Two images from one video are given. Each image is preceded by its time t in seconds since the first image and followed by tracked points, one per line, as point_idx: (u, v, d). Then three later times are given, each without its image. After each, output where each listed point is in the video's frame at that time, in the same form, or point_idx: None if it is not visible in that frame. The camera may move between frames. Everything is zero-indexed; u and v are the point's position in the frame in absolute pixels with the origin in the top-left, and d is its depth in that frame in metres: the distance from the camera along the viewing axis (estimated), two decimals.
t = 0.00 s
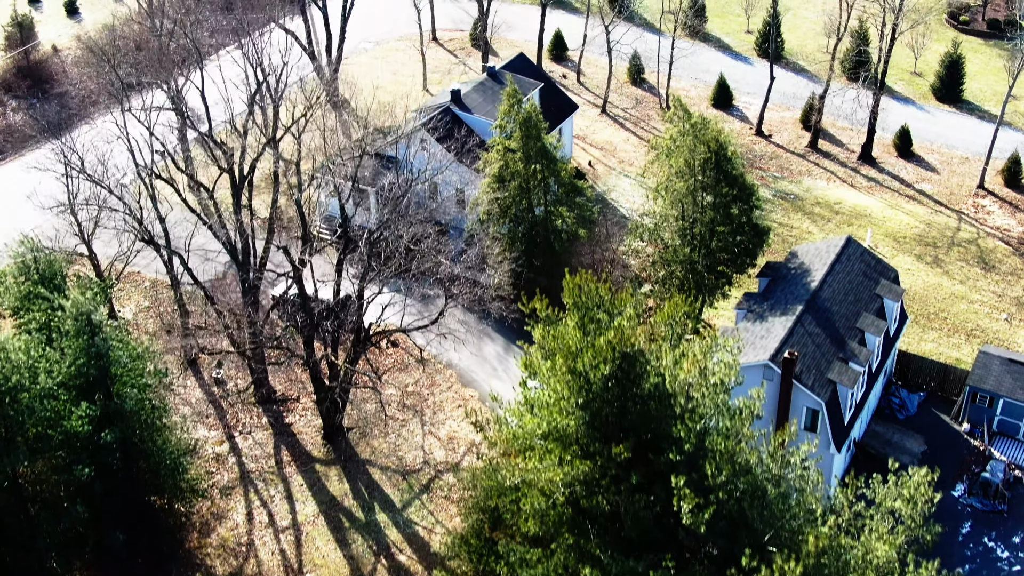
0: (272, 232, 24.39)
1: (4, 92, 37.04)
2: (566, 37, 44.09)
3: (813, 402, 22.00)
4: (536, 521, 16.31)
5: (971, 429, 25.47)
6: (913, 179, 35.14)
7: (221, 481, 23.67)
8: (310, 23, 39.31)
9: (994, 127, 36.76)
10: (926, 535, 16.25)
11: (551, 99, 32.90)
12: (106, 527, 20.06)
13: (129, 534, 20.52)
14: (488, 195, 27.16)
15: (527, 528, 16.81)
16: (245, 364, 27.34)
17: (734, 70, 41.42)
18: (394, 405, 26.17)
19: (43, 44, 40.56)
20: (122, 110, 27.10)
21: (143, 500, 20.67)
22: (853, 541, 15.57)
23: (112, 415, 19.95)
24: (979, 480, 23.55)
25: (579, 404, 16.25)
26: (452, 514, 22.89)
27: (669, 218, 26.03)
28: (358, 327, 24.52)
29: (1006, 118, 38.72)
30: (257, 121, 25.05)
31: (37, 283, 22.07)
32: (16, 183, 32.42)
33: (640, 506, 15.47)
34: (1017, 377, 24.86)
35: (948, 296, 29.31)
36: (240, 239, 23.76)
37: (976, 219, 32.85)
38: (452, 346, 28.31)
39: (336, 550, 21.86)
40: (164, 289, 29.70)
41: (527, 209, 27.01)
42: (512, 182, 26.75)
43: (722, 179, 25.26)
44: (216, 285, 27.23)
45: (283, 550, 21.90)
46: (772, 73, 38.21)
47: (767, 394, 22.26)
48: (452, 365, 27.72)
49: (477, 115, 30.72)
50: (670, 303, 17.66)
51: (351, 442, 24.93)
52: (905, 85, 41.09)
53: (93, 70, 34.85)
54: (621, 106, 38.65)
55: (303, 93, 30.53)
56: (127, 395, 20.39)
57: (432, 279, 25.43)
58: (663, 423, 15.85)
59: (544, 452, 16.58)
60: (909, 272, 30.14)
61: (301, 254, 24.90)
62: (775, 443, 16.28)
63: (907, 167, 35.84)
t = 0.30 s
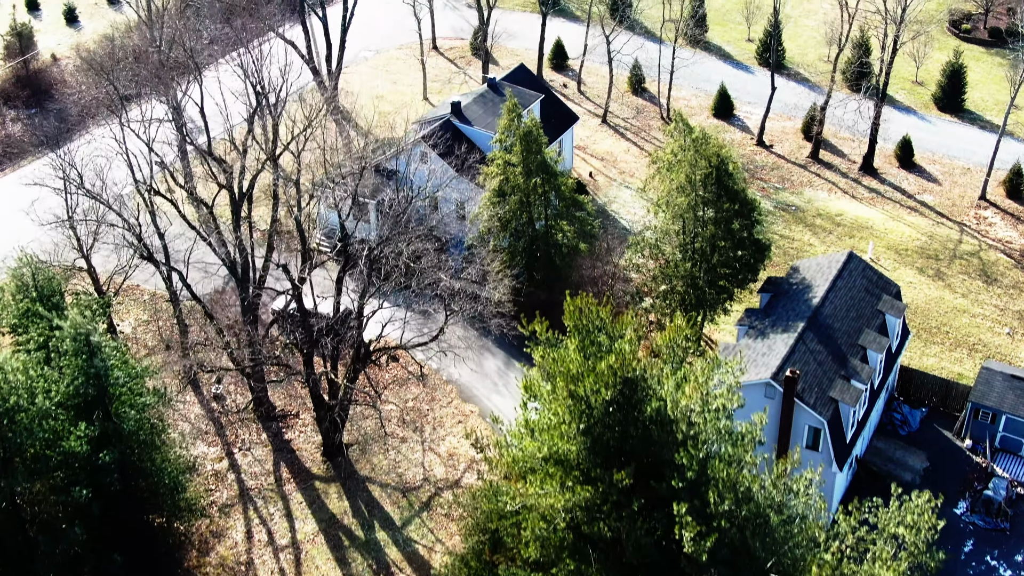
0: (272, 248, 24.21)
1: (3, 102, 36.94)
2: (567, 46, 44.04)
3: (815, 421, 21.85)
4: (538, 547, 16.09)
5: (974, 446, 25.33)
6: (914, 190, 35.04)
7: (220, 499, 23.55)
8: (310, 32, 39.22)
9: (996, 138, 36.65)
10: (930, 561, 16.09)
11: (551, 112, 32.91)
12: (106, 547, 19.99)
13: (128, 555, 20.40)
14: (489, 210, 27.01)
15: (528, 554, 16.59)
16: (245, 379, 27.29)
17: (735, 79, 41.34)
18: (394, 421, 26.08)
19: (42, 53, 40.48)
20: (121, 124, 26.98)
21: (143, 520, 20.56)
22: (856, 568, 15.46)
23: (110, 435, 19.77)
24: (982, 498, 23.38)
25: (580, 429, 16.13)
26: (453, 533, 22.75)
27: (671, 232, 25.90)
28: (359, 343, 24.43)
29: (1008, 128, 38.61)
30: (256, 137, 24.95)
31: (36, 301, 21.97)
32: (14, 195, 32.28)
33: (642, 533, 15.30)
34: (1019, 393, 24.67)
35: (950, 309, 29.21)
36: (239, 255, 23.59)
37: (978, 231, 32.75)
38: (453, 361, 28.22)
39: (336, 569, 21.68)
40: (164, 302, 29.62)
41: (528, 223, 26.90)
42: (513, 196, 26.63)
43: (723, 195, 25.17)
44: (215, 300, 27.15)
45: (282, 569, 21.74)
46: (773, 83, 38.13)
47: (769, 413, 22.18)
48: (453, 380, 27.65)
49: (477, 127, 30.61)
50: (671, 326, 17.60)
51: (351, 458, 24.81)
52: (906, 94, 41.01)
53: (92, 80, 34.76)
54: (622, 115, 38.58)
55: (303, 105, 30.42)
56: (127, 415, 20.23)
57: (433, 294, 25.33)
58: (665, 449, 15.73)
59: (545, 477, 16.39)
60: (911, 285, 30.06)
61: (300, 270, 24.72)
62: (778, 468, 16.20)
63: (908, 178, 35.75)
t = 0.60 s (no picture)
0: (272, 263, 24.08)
1: (2, 112, 36.79)
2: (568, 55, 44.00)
3: (817, 439, 21.73)
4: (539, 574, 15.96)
5: (977, 462, 25.20)
6: (916, 201, 34.93)
7: (220, 516, 23.40)
8: (310, 42, 39.13)
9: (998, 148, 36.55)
10: None
11: (552, 123, 32.85)
12: (105, 566, 19.97)
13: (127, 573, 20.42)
14: (489, 224, 26.90)
15: None
16: (244, 394, 27.21)
17: (736, 88, 41.26)
18: (394, 437, 25.99)
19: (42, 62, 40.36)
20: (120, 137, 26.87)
21: (142, 539, 20.55)
22: None
23: (109, 455, 19.64)
24: (984, 516, 23.24)
25: (581, 454, 16.02)
26: (453, 550, 22.56)
27: (672, 248, 25.78)
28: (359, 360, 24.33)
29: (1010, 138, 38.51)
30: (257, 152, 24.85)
31: (35, 319, 21.88)
32: (13, 206, 32.19)
33: (644, 560, 15.16)
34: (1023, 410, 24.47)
35: (952, 322, 29.11)
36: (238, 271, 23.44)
37: (980, 243, 32.65)
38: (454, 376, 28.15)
39: None
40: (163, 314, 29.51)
41: (528, 237, 26.77)
42: (513, 210, 26.50)
43: (725, 210, 25.07)
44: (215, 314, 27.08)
45: None
46: (775, 92, 38.04)
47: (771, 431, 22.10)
48: (454, 395, 27.61)
49: (478, 140, 30.51)
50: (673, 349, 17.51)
51: (351, 476, 24.67)
52: (908, 104, 40.92)
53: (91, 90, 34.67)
54: (623, 125, 38.51)
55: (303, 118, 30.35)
56: (127, 435, 20.13)
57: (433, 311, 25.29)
58: (667, 475, 15.60)
59: (547, 503, 16.24)
60: (913, 298, 29.96)
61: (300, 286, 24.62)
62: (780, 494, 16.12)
63: (910, 188, 35.65)
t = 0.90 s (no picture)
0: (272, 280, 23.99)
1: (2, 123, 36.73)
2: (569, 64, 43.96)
3: (819, 459, 21.63)
4: None
5: (979, 479, 25.12)
6: (918, 213, 34.86)
7: (220, 535, 23.27)
8: (311, 52, 39.05)
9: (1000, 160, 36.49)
10: None
11: (553, 136, 32.80)
12: None
13: None
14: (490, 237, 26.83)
15: None
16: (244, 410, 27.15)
17: (738, 98, 41.21)
18: (395, 453, 25.94)
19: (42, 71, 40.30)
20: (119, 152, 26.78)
21: (142, 559, 20.39)
22: None
23: (109, 476, 19.52)
24: (987, 534, 23.16)
25: (583, 480, 15.91)
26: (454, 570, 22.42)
27: (674, 263, 25.68)
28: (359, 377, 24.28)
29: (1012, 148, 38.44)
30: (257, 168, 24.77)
31: (34, 337, 21.78)
32: (12, 218, 32.17)
33: None
34: None
35: (954, 337, 29.03)
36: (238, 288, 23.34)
37: (982, 256, 32.58)
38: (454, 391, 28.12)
39: None
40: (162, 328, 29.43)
41: (529, 252, 26.68)
42: (514, 225, 26.38)
43: (726, 227, 24.98)
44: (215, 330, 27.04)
45: None
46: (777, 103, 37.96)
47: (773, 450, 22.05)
48: (454, 411, 27.59)
49: (478, 153, 30.43)
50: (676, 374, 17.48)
51: (351, 493, 24.59)
52: (909, 114, 40.87)
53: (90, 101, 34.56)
54: (624, 135, 38.46)
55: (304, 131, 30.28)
56: (127, 455, 20.03)
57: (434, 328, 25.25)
58: (669, 501, 15.54)
59: (547, 528, 16.11)
60: (915, 312, 29.88)
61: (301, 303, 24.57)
62: (782, 523, 16.09)
63: (912, 200, 35.58)
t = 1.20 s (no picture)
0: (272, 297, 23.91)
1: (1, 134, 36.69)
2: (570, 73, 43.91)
3: (821, 479, 21.57)
4: None
5: (982, 496, 25.00)
6: (920, 225, 34.80)
7: (220, 554, 23.16)
8: (311, 63, 38.97)
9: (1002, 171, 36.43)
10: None
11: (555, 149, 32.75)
12: None
13: None
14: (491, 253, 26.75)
15: None
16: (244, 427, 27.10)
17: (739, 109, 41.18)
18: (396, 470, 25.88)
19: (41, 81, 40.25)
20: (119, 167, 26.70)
21: None
22: None
23: (109, 498, 19.33)
24: (989, 553, 23.10)
25: (584, 507, 15.80)
26: None
27: (675, 279, 25.60)
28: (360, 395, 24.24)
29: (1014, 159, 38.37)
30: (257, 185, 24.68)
31: (35, 357, 21.68)
32: (12, 231, 32.16)
33: None
34: None
35: (956, 352, 28.93)
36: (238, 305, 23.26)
37: (984, 269, 32.52)
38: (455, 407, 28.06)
39: None
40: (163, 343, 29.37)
41: (530, 268, 26.59)
42: (514, 241, 26.29)
43: (728, 244, 24.87)
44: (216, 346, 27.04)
45: None
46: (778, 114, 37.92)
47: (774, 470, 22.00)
48: (455, 427, 27.55)
49: (479, 166, 30.37)
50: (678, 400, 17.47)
51: (352, 511, 24.51)
52: (911, 124, 40.82)
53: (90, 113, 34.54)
54: (625, 146, 38.40)
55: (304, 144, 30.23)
56: (127, 476, 19.84)
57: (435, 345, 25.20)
58: (671, 529, 15.51)
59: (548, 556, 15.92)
60: (917, 326, 29.80)
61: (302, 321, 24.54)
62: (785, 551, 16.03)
63: (914, 212, 35.52)
